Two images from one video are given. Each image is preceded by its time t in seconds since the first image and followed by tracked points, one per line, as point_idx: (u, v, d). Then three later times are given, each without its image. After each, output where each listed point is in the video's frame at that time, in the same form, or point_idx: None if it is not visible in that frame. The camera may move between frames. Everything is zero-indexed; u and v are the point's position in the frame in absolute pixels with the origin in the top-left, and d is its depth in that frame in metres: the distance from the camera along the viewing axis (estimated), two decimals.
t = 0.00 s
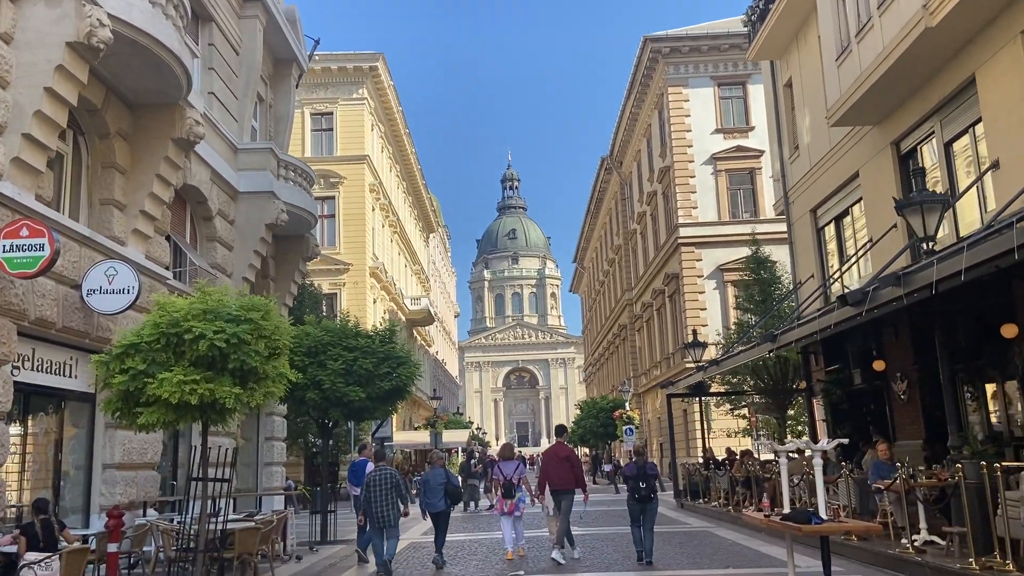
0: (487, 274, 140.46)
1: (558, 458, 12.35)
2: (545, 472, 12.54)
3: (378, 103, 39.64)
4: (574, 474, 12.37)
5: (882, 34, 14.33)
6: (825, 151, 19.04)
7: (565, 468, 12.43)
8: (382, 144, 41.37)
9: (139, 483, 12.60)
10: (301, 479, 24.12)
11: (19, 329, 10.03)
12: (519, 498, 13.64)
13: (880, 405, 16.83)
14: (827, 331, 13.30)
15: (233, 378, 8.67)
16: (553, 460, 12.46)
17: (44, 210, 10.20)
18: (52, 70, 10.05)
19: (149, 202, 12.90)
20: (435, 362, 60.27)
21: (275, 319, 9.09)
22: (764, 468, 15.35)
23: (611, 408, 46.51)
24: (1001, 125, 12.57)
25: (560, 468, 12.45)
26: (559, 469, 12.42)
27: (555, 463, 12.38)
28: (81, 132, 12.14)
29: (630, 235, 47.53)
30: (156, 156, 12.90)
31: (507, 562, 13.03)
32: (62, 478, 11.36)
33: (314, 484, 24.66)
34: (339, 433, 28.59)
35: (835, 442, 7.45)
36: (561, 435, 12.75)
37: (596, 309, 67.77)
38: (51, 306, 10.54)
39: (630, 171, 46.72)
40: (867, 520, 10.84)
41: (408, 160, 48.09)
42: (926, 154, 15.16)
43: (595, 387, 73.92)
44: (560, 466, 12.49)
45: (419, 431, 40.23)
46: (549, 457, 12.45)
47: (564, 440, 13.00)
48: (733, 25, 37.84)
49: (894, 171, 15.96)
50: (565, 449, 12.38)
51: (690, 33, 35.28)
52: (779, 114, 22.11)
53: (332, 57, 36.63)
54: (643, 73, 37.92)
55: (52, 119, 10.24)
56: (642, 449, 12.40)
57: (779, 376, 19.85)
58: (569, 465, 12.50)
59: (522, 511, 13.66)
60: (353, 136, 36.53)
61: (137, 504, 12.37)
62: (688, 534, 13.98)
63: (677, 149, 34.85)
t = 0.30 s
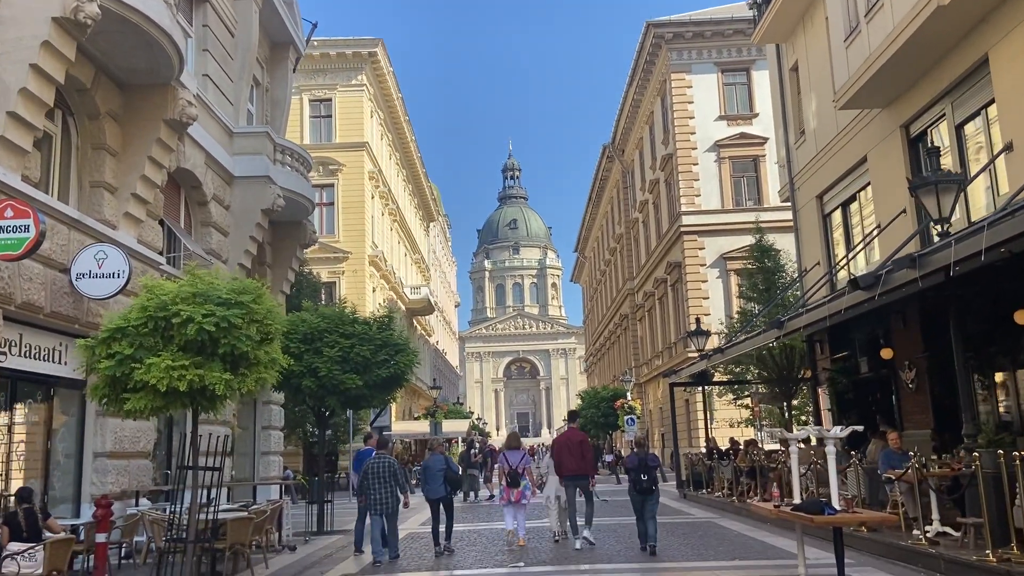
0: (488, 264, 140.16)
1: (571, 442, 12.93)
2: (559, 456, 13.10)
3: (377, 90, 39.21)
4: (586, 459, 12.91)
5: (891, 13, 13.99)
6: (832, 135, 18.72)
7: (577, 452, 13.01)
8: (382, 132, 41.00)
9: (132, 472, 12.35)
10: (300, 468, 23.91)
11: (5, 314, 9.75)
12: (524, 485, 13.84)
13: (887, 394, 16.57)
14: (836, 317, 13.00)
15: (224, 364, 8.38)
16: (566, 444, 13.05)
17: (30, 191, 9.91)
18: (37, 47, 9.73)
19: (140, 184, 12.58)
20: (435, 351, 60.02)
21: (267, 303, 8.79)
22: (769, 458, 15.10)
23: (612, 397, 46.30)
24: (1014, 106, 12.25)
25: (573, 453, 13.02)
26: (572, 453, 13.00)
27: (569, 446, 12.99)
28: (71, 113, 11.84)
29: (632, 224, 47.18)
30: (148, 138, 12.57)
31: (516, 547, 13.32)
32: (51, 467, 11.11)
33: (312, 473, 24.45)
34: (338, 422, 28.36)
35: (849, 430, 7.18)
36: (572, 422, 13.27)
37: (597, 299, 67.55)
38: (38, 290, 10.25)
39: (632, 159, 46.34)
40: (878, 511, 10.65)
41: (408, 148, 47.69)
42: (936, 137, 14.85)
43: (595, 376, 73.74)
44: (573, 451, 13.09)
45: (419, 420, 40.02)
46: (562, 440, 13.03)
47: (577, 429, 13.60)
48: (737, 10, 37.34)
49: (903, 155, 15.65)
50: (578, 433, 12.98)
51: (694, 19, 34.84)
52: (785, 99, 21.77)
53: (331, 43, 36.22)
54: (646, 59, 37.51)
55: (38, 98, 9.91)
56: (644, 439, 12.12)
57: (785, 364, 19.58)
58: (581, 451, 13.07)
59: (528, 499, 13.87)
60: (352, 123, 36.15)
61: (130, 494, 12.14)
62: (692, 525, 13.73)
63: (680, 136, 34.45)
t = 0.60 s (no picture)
0: (489, 257, 139.84)
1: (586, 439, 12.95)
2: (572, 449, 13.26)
3: (377, 80, 38.88)
4: (598, 457, 13.04)
5: None
6: (839, 124, 18.45)
7: (590, 448, 13.09)
8: (382, 123, 40.71)
9: (127, 466, 12.14)
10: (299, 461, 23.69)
11: None
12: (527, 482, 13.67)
13: (893, 387, 16.33)
14: (844, 309, 12.75)
15: (217, 356, 8.14)
16: (582, 440, 13.11)
17: (18, 178, 9.66)
18: (25, 30, 9.46)
19: (134, 173, 12.31)
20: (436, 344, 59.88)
21: (261, 293, 8.55)
22: (774, 452, 14.88)
23: (614, 390, 46.10)
24: None
25: (587, 448, 13.12)
26: (586, 449, 13.11)
27: (584, 442, 13.04)
28: (63, 99, 11.58)
29: (634, 216, 46.93)
30: (142, 126, 12.29)
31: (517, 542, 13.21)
32: (43, 461, 10.88)
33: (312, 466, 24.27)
34: (338, 414, 28.15)
35: (864, 425, 6.94)
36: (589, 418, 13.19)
37: (599, 292, 67.37)
38: (28, 280, 10.02)
39: (634, 151, 46.04)
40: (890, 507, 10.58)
41: (408, 139, 47.39)
42: (946, 126, 14.60)
43: (597, 369, 73.55)
44: (587, 446, 13.20)
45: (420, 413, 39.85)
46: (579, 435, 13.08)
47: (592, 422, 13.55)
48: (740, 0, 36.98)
49: (913, 143, 15.39)
50: (593, 432, 12.97)
51: (697, 9, 34.49)
52: (790, 88, 21.49)
53: (330, 32, 35.89)
54: (649, 50, 37.17)
55: (27, 82, 9.65)
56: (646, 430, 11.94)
57: (790, 357, 19.38)
58: (596, 448, 13.18)
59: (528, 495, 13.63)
60: (352, 114, 35.85)
61: (125, 488, 11.94)
62: (695, 520, 13.53)
63: (682, 127, 34.14)
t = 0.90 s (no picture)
0: (491, 251, 139.51)
1: (604, 432, 12.97)
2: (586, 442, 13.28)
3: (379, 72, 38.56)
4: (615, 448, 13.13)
5: None
6: (847, 114, 18.16)
7: (607, 440, 13.14)
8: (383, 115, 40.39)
9: (121, 459, 11.89)
10: (299, 455, 23.44)
11: None
12: (528, 476, 13.58)
13: (903, 381, 16.07)
14: (856, 301, 12.45)
15: (209, 345, 7.91)
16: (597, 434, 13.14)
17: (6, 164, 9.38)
18: (14, 12, 9.18)
19: (129, 161, 12.00)
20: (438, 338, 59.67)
21: (256, 281, 8.32)
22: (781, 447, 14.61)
23: (616, 385, 45.83)
24: None
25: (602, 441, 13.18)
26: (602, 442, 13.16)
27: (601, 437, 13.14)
28: (56, 85, 11.31)
29: (637, 210, 46.60)
30: (137, 112, 11.97)
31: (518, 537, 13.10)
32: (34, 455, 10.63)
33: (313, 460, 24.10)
34: (338, 409, 27.89)
35: (882, 419, 6.67)
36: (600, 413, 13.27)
37: (601, 286, 67.10)
38: (18, 269, 9.76)
39: (638, 144, 45.72)
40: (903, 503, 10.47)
41: (410, 132, 47.07)
42: (958, 114, 14.31)
43: (598, 364, 73.28)
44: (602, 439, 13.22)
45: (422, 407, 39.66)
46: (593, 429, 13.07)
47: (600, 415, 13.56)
48: None
49: (923, 132, 15.11)
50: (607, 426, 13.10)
51: None
52: (798, 78, 21.19)
53: (331, 23, 35.55)
54: (653, 41, 36.80)
55: (16, 65, 9.35)
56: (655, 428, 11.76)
57: (798, 350, 19.00)
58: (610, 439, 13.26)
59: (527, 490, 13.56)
60: (353, 106, 35.54)
61: (119, 482, 11.70)
62: (701, 516, 13.29)
63: (686, 119, 33.77)
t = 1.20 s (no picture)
0: (493, 249, 139.24)
1: (613, 428, 13.78)
2: (595, 440, 13.96)
3: (380, 66, 38.27)
4: (622, 445, 13.89)
5: None
6: (855, 107, 17.84)
7: (614, 438, 13.87)
8: (385, 110, 40.13)
9: (113, 457, 11.62)
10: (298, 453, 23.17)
11: None
12: (530, 473, 13.32)
13: (911, 378, 15.79)
14: (864, 296, 12.17)
15: (199, 340, 7.60)
16: (605, 430, 13.89)
17: None
18: None
19: (121, 151, 11.71)
20: (439, 335, 59.38)
21: (248, 274, 7.98)
22: (788, 445, 14.34)
23: (618, 382, 45.53)
24: None
25: (611, 439, 13.90)
26: (610, 439, 13.89)
27: (609, 433, 13.88)
28: (45, 73, 11.05)
29: (641, 206, 46.27)
30: (128, 101, 11.69)
31: (518, 537, 12.75)
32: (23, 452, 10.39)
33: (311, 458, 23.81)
34: (338, 406, 27.62)
35: (898, 416, 6.38)
36: (610, 411, 14.03)
37: (604, 284, 66.77)
38: (5, 262, 9.51)
39: (641, 140, 45.37)
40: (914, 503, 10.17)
41: (411, 127, 46.77)
42: (968, 106, 14.02)
43: (600, 361, 72.96)
44: (610, 436, 13.92)
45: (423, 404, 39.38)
46: (602, 426, 13.86)
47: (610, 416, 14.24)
48: None
49: (933, 125, 14.80)
50: (617, 422, 13.88)
51: None
52: (804, 70, 20.88)
53: (332, 17, 35.26)
54: (657, 36, 36.48)
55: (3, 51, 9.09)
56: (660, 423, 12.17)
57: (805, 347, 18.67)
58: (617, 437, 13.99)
59: (531, 488, 13.32)
60: (354, 100, 35.25)
61: (111, 480, 11.43)
62: (706, 516, 13.01)
63: (690, 114, 33.40)
